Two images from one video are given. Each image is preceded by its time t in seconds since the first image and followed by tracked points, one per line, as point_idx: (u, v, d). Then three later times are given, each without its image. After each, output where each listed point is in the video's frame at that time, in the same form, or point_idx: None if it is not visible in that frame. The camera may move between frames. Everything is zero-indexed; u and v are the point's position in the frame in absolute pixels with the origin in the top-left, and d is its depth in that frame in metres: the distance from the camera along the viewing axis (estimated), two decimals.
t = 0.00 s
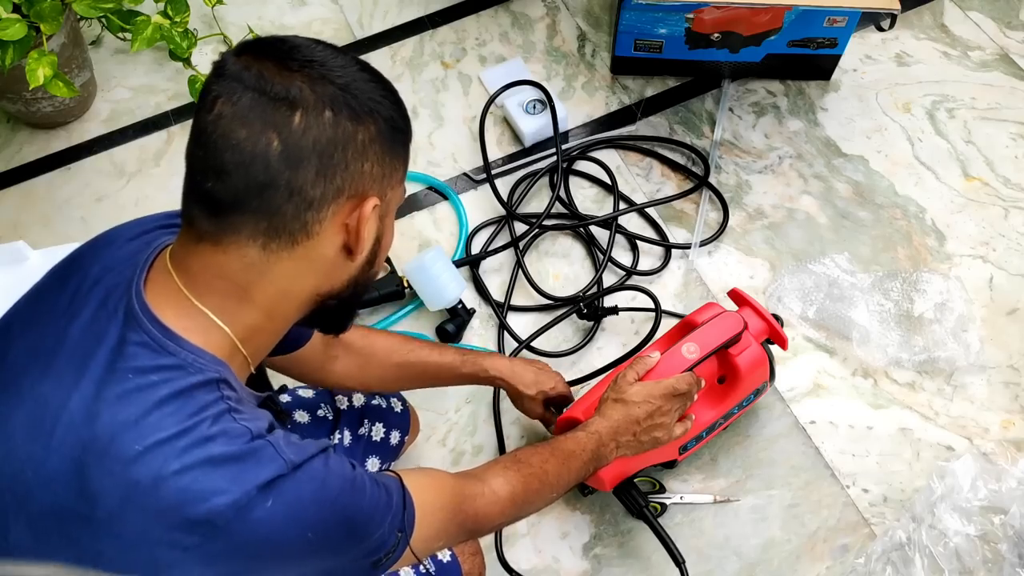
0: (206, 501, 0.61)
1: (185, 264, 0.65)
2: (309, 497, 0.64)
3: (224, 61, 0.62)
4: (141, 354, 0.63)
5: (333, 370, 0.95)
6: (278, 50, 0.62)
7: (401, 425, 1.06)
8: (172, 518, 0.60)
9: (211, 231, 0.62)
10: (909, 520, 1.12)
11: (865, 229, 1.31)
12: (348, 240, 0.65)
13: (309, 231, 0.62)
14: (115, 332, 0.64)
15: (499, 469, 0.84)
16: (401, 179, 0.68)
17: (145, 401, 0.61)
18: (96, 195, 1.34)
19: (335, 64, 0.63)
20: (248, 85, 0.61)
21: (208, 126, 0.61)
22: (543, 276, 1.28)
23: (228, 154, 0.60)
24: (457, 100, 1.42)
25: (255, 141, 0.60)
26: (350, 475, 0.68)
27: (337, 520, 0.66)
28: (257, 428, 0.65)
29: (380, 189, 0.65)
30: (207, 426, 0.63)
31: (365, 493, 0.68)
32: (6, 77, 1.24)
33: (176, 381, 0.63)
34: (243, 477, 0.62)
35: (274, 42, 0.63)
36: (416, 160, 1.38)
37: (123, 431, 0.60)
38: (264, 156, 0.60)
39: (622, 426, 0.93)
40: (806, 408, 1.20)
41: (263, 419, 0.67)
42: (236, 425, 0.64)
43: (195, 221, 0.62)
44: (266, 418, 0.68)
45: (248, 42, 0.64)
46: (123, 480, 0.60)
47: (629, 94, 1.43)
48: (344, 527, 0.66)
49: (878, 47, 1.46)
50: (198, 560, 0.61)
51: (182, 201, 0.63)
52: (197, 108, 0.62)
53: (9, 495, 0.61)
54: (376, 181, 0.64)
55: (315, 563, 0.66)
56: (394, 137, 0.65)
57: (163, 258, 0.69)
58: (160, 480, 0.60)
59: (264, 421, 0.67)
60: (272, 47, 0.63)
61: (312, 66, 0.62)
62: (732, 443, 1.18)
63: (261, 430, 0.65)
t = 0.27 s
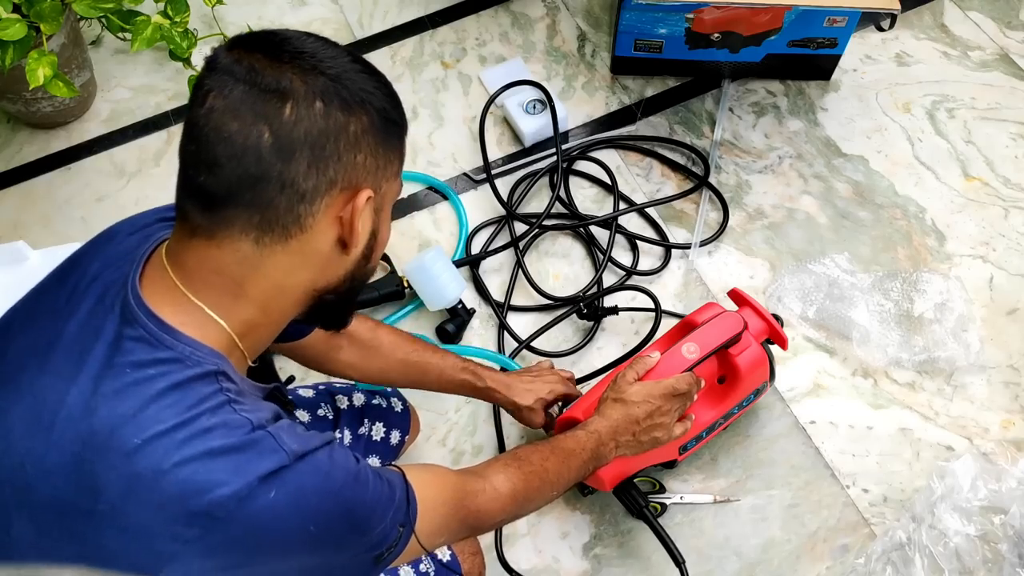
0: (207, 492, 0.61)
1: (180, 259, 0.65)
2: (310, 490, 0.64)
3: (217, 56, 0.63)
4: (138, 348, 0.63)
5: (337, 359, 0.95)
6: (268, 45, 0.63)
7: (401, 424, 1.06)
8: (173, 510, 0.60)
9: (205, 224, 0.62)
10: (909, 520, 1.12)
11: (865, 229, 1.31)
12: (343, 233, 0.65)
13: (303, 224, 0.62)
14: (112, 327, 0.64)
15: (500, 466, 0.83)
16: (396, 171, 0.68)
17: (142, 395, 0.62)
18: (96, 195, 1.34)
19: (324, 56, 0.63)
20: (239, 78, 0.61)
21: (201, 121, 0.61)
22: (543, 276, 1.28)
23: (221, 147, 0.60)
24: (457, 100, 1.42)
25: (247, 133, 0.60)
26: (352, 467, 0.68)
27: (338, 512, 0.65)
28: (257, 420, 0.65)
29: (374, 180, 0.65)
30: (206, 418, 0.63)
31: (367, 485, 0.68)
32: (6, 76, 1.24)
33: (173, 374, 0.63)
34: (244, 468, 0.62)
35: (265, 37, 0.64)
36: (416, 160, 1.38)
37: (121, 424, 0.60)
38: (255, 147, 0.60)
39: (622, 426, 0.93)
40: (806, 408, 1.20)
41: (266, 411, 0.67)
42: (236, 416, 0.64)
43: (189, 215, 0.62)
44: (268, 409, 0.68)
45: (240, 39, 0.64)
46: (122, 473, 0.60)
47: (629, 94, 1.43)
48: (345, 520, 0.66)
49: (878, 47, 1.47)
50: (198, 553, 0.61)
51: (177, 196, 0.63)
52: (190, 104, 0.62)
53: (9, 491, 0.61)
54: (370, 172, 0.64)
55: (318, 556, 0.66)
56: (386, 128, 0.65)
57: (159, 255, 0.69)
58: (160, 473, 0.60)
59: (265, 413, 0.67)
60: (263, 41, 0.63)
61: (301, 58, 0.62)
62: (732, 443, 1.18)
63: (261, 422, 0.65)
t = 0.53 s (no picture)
0: (207, 496, 0.60)
1: (179, 261, 0.65)
2: (311, 494, 0.64)
3: (218, 57, 0.63)
4: (137, 351, 0.63)
5: (332, 356, 0.97)
6: (269, 46, 0.63)
7: (400, 424, 1.06)
8: (173, 513, 0.60)
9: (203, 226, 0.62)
10: (909, 520, 1.12)
11: (865, 229, 1.31)
12: (340, 236, 0.65)
13: (299, 227, 0.62)
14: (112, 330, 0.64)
15: (500, 466, 0.83)
16: (394, 176, 0.68)
17: (142, 397, 0.62)
18: (96, 195, 1.34)
19: (323, 57, 0.63)
20: (237, 79, 0.61)
21: (200, 122, 0.61)
22: (543, 276, 1.28)
23: (218, 148, 0.60)
24: (457, 100, 1.42)
25: (244, 135, 0.60)
26: (353, 470, 0.68)
27: (338, 514, 0.66)
28: (257, 423, 0.65)
29: (371, 184, 0.65)
30: (206, 422, 0.63)
31: (369, 488, 0.68)
32: (6, 77, 1.24)
33: (173, 377, 0.63)
34: (243, 471, 0.62)
35: (266, 39, 0.64)
36: (415, 160, 1.38)
37: (121, 427, 0.60)
38: (252, 149, 0.60)
39: (622, 426, 0.93)
40: (806, 408, 1.20)
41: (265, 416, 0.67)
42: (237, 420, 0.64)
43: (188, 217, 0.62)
44: (267, 413, 0.68)
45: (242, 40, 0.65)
46: (122, 475, 0.59)
47: (629, 94, 1.43)
48: (346, 522, 0.66)
49: (878, 47, 1.46)
50: (199, 554, 0.61)
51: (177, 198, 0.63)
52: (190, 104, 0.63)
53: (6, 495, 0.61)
54: (367, 175, 0.64)
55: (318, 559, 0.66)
56: (384, 132, 0.65)
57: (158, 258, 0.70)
58: (160, 476, 0.60)
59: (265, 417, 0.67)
60: (263, 42, 0.63)
61: (299, 59, 0.62)
62: (732, 443, 1.18)
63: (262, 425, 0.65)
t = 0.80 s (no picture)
0: (210, 510, 0.61)
1: (188, 272, 0.64)
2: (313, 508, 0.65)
3: (244, 63, 0.62)
4: (144, 360, 0.63)
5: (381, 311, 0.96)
6: (297, 59, 0.62)
7: (401, 423, 1.07)
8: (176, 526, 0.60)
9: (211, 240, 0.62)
10: (909, 520, 1.12)
11: (865, 229, 1.31)
12: (343, 263, 0.64)
13: (303, 250, 0.62)
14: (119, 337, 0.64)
15: (501, 469, 0.83)
16: (409, 205, 0.66)
17: (148, 407, 0.61)
18: (96, 195, 1.34)
19: (351, 80, 0.61)
20: (255, 93, 0.60)
21: (213, 130, 0.61)
22: (543, 276, 1.28)
23: (226, 163, 0.60)
24: (457, 100, 1.42)
25: (253, 153, 0.59)
26: (354, 482, 0.68)
27: (339, 527, 0.66)
28: (260, 437, 0.65)
29: (380, 217, 0.64)
30: (211, 435, 0.63)
31: (370, 499, 0.68)
32: (6, 77, 1.24)
33: (180, 388, 0.63)
34: (247, 487, 0.62)
35: (295, 49, 0.63)
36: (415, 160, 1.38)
37: (126, 436, 0.60)
38: (258, 169, 0.59)
39: (622, 426, 0.93)
40: (806, 408, 1.20)
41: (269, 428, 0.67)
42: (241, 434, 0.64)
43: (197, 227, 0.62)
44: (271, 424, 0.69)
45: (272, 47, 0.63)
46: (127, 485, 0.60)
47: (629, 94, 1.43)
48: (347, 534, 0.66)
49: (878, 47, 1.47)
50: (199, 567, 0.62)
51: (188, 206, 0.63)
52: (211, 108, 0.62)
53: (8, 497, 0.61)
54: (378, 206, 0.63)
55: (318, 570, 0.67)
56: (404, 163, 0.63)
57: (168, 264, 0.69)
58: (165, 487, 0.60)
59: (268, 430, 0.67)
60: (292, 55, 0.62)
61: (323, 80, 0.61)
62: (732, 443, 1.18)
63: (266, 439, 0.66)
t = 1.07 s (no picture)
0: (214, 545, 0.61)
1: (191, 304, 0.64)
2: (316, 540, 0.64)
3: (254, 103, 0.61)
4: (149, 388, 0.63)
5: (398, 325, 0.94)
6: (307, 110, 0.59)
7: (401, 423, 1.07)
8: (179, 558, 0.61)
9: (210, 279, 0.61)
10: (909, 520, 1.12)
11: (865, 229, 1.31)
12: (337, 315, 0.64)
13: (296, 304, 0.61)
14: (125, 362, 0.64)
15: (498, 475, 0.83)
16: (412, 265, 0.64)
17: (152, 437, 0.61)
18: (96, 195, 1.34)
19: (359, 142, 0.59)
20: (257, 143, 0.58)
21: (216, 172, 0.60)
22: (543, 276, 1.28)
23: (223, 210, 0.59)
24: (457, 100, 1.42)
25: (247, 209, 0.58)
26: (355, 510, 0.68)
27: (339, 557, 0.66)
28: (263, 471, 0.65)
29: (379, 278, 0.63)
30: (215, 468, 0.63)
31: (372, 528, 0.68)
32: (6, 77, 1.24)
33: (184, 419, 0.63)
34: (250, 522, 0.62)
35: (308, 95, 0.60)
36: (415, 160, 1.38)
37: (130, 466, 0.60)
38: (250, 226, 0.58)
39: (621, 426, 0.93)
40: (806, 408, 1.20)
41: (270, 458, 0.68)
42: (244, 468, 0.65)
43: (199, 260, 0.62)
44: (272, 452, 0.69)
45: (287, 89, 0.61)
46: (131, 516, 0.60)
47: (629, 94, 1.43)
48: (348, 564, 0.66)
49: (878, 48, 1.47)
50: None
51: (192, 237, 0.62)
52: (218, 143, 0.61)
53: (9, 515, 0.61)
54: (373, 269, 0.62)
55: None
56: (406, 231, 0.61)
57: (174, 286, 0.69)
58: (168, 518, 0.60)
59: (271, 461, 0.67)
60: (303, 103, 0.60)
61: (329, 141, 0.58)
62: (732, 443, 1.18)
63: (270, 472, 0.66)
